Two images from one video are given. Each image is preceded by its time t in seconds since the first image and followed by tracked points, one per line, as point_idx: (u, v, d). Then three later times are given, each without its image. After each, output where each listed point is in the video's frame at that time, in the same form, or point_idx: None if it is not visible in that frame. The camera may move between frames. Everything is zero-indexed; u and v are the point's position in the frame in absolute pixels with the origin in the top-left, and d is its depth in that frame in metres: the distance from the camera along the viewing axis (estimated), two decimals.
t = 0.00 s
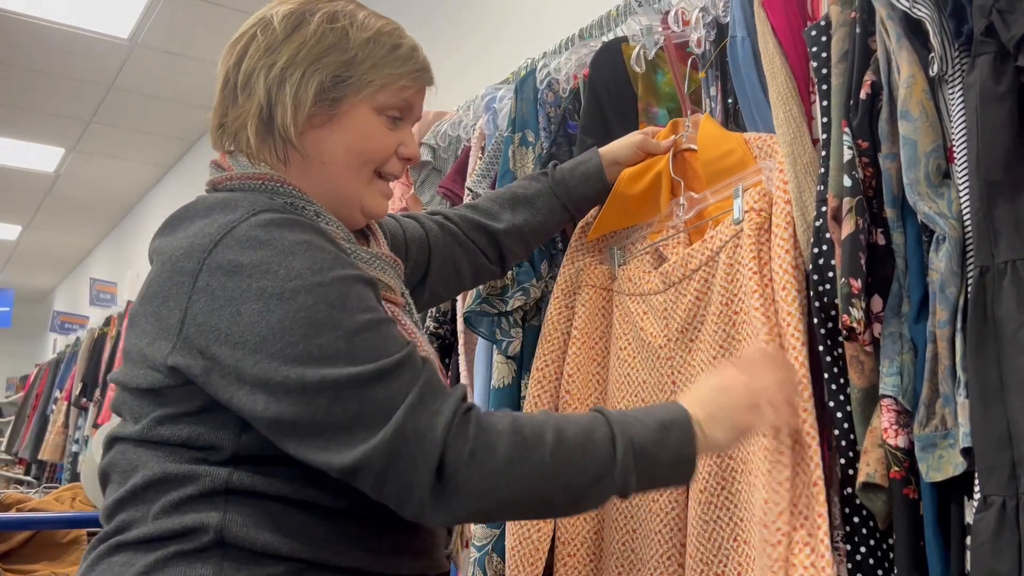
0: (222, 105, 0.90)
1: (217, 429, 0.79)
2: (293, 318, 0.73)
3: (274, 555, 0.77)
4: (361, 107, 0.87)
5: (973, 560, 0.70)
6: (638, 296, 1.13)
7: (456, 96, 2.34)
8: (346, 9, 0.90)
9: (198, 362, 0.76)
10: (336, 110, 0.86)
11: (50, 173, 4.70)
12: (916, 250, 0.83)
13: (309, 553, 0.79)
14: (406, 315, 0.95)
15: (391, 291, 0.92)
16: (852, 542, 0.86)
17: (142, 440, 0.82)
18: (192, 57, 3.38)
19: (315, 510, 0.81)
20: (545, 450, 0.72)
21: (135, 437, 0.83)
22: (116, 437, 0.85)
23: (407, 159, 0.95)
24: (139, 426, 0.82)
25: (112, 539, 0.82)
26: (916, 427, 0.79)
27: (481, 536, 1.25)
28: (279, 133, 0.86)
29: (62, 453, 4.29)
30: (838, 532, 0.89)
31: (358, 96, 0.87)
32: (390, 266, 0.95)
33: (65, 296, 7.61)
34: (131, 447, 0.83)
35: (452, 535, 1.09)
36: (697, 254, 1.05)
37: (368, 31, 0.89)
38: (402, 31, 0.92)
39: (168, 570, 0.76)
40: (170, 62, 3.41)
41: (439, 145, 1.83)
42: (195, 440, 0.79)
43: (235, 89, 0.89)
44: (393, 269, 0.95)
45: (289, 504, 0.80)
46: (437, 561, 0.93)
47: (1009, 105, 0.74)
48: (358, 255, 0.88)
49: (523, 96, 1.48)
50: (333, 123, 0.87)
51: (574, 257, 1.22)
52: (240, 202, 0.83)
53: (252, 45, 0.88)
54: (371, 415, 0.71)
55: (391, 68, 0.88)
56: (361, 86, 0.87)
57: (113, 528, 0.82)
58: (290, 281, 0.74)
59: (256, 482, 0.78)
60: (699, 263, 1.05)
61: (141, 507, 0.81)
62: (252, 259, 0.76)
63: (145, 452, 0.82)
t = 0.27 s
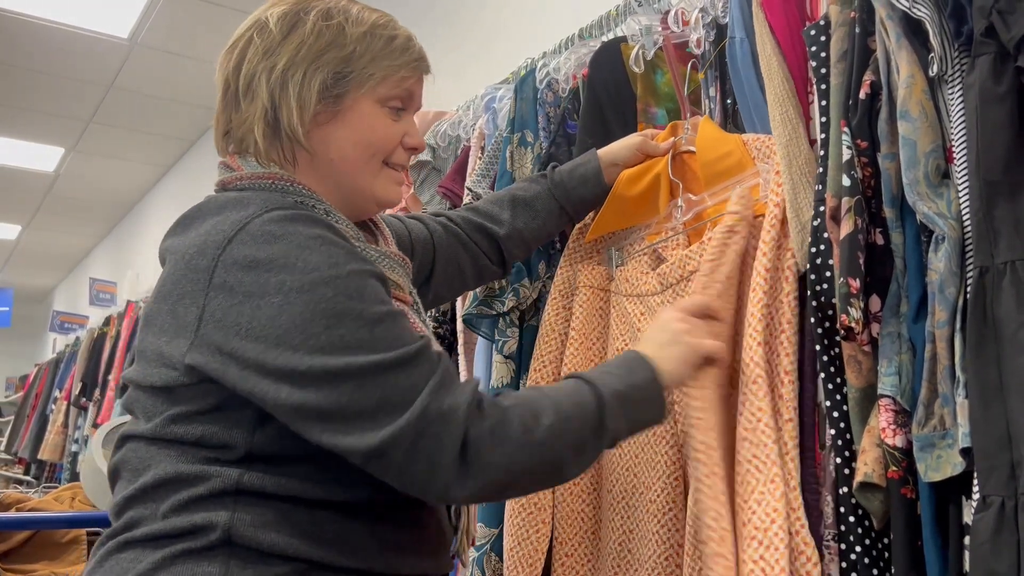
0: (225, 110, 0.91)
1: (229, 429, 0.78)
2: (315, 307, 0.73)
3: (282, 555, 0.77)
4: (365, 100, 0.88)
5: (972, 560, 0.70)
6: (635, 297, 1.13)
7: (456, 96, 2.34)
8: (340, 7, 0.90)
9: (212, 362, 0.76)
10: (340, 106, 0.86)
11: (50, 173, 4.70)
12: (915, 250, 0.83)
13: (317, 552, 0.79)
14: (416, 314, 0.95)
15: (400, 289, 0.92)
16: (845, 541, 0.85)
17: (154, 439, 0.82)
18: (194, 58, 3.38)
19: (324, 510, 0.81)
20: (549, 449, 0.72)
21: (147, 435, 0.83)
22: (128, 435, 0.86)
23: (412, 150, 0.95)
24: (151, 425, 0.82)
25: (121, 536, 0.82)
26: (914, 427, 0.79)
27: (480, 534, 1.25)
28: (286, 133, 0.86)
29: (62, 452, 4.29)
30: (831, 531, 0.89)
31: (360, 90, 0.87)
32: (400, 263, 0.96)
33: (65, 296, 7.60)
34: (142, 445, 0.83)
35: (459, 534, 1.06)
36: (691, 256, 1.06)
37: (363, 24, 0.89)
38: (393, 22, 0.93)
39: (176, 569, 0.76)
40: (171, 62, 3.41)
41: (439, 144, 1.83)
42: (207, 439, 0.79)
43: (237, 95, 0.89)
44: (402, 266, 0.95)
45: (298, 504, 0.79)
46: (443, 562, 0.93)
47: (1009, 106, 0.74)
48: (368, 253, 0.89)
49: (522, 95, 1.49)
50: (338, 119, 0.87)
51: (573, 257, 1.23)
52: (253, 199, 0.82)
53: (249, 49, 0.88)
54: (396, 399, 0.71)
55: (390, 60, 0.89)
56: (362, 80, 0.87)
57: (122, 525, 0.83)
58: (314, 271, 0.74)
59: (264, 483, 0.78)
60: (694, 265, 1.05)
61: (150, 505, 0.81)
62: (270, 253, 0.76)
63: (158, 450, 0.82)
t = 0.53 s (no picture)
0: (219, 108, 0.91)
1: (233, 433, 0.78)
2: (318, 310, 0.73)
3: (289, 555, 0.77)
4: (362, 102, 0.87)
5: (971, 560, 0.70)
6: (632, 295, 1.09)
7: (456, 95, 2.34)
8: (339, 5, 0.90)
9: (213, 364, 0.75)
10: (337, 108, 0.86)
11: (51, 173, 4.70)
12: (913, 248, 0.83)
13: (324, 554, 0.78)
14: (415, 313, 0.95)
15: (399, 288, 0.92)
16: (840, 539, 0.84)
17: (159, 442, 0.81)
18: (194, 58, 3.39)
19: (330, 510, 0.80)
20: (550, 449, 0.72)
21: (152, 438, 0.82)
22: (134, 437, 0.85)
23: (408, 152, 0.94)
24: (155, 428, 0.82)
25: (128, 536, 0.82)
26: (911, 425, 0.79)
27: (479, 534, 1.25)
28: (282, 135, 0.86)
29: (61, 452, 4.30)
30: (824, 529, 0.87)
31: (359, 92, 0.87)
32: (400, 264, 0.95)
33: (65, 296, 7.60)
34: (147, 447, 0.83)
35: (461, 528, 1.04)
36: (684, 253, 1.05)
37: (361, 24, 0.88)
38: (389, 20, 0.92)
39: (186, 569, 0.76)
40: (172, 62, 3.41)
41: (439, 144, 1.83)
42: (211, 443, 0.78)
43: (233, 93, 0.89)
44: (402, 266, 0.95)
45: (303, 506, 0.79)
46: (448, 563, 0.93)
47: (1008, 104, 0.74)
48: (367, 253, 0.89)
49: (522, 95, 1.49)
50: (336, 120, 0.87)
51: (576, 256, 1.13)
52: (251, 202, 0.82)
53: (245, 47, 0.88)
54: (401, 402, 0.72)
55: (388, 62, 0.88)
56: (360, 82, 0.86)
57: (128, 526, 0.82)
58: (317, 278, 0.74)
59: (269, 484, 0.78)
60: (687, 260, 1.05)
61: (156, 508, 0.80)
62: (275, 255, 0.76)
63: (163, 453, 0.81)
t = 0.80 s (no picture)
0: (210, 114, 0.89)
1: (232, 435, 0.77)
2: (307, 308, 0.70)
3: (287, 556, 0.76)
4: (366, 95, 0.89)
5: (970, 558, 0.69)
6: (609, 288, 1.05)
7: (456, 95, 2.33)
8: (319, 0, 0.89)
9: (215, 362, 0.74)
10: (344, 102, 0.87)
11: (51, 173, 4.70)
12: (910, 245, 0.83)
13: (331, 550, 0.76)
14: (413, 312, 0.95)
15: (397, 285, 0.92)
16: (833, 537, 0.84)
17: (160, 442, 0.80)
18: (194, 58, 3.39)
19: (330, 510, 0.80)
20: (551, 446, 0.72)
21: (153, 438, 0.81)
22: (132, 439, 0.84)
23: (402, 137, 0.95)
24: (155, 426, 0.81)
25: (134, 538, 0.80)
26: (908, 422, 0.78)
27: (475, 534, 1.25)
28: (298, 135, 0.85)
29: (61, 452, 4.29)
30: (818, 526, 0.86)
31: (360, 86, 0.88)
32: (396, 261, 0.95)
33: (66, 296, 7.60)
34: (149, 447, 0.82)
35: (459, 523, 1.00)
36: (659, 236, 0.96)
37: (347, 17, 0.89)
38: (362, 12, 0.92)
39: (193, 569, 0.74)
40: (172, 62, 3.41)
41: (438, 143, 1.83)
42: (216, 441, 0.77)
43: (234, 101, 0.86)
44: (400, 263, 0.95)
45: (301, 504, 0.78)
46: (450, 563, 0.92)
47: (1008, 101, 0.74)
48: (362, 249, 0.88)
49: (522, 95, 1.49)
50: (343, 115, 0.87)
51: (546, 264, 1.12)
52: (249, 199, 0.81)
53: (240, 50, 0.86)
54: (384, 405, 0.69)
55: (380, 51, 0.89)
56: (361, 75, 0.87)
57: (132, 527, 0.81)
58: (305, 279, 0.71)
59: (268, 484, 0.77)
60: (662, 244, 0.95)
61: (159, 509, 0.79)
62: (266, 252, 0.74)
63: (165, 453, 0.80)
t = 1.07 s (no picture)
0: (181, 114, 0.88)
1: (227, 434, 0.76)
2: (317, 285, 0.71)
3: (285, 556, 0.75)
4: (336, 83, 0.89)
5: (969, 557, 0.69)
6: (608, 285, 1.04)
7: (456, 96, 2.33)
8: None
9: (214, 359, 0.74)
10: (314, 91, 0.87)
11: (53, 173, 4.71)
12: (907, 243, 0.83)
13: (323, 549, 0.73)
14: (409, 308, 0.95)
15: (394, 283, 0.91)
16: (825, 535, 0.84)
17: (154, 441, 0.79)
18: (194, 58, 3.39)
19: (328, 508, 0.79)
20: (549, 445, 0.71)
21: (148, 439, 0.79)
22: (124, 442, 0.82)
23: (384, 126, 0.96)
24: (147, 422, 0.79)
25: (128, 541, 0.78)
26: (906, 421, 0.78)
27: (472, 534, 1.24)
28: (272, 126, 0.84)
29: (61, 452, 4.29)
30: (807, 524, 0.86)
31: (329, 75, 0.88)
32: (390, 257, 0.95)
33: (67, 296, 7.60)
34: (144, 448, 0.79)
35: (452, 516, 0.97)
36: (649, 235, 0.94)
37: (310, 9, 0.89)
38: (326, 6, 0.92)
39: (185, 570, 0.71)
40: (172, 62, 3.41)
41: (438, 143, 1.83)
42: (209, 432, 0.75)
43: (204, 98, 0.85)
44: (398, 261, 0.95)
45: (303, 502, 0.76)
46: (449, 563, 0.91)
47: (1007, 99, 0.73)
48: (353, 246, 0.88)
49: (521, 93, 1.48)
50: (318, 102, 0.87)
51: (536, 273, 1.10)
52: (239, 185, 0.80)
53: (205, 48, 0.86)
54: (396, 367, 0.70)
55: (343, 39, 0.89)
56: (329, 64, 0.88)
57: (127, 531, 0.78)
58: (300, 262, 0.72)
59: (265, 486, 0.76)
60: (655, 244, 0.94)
61: (154, 511, 0.77)
62: (251, 249, 0.74)
63: (158, 452, 0.78)
